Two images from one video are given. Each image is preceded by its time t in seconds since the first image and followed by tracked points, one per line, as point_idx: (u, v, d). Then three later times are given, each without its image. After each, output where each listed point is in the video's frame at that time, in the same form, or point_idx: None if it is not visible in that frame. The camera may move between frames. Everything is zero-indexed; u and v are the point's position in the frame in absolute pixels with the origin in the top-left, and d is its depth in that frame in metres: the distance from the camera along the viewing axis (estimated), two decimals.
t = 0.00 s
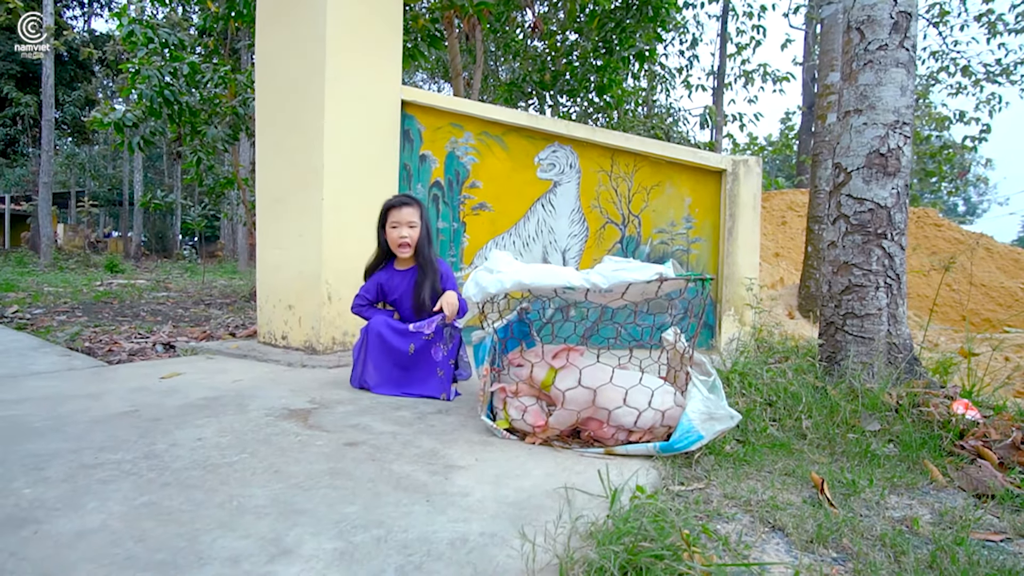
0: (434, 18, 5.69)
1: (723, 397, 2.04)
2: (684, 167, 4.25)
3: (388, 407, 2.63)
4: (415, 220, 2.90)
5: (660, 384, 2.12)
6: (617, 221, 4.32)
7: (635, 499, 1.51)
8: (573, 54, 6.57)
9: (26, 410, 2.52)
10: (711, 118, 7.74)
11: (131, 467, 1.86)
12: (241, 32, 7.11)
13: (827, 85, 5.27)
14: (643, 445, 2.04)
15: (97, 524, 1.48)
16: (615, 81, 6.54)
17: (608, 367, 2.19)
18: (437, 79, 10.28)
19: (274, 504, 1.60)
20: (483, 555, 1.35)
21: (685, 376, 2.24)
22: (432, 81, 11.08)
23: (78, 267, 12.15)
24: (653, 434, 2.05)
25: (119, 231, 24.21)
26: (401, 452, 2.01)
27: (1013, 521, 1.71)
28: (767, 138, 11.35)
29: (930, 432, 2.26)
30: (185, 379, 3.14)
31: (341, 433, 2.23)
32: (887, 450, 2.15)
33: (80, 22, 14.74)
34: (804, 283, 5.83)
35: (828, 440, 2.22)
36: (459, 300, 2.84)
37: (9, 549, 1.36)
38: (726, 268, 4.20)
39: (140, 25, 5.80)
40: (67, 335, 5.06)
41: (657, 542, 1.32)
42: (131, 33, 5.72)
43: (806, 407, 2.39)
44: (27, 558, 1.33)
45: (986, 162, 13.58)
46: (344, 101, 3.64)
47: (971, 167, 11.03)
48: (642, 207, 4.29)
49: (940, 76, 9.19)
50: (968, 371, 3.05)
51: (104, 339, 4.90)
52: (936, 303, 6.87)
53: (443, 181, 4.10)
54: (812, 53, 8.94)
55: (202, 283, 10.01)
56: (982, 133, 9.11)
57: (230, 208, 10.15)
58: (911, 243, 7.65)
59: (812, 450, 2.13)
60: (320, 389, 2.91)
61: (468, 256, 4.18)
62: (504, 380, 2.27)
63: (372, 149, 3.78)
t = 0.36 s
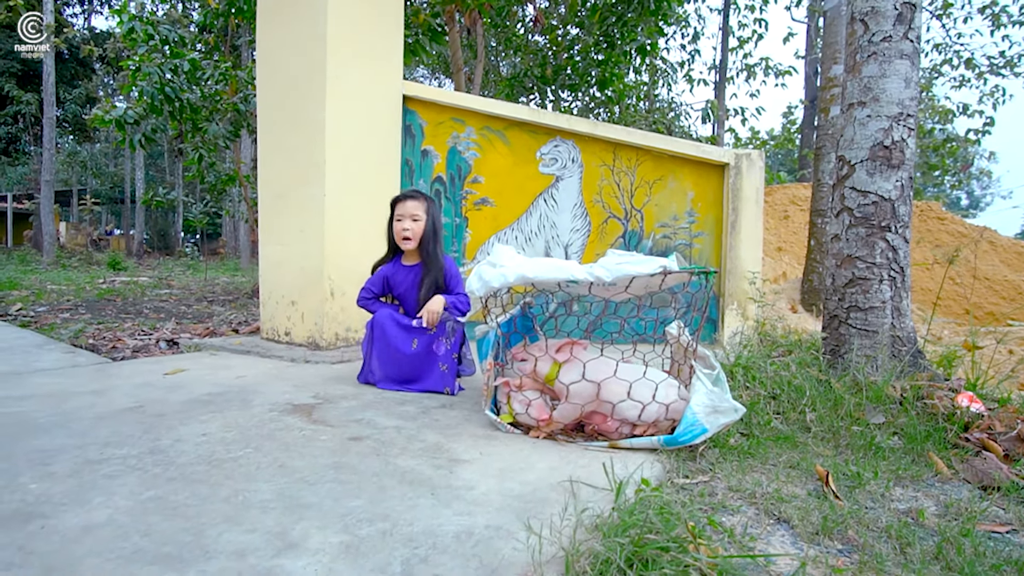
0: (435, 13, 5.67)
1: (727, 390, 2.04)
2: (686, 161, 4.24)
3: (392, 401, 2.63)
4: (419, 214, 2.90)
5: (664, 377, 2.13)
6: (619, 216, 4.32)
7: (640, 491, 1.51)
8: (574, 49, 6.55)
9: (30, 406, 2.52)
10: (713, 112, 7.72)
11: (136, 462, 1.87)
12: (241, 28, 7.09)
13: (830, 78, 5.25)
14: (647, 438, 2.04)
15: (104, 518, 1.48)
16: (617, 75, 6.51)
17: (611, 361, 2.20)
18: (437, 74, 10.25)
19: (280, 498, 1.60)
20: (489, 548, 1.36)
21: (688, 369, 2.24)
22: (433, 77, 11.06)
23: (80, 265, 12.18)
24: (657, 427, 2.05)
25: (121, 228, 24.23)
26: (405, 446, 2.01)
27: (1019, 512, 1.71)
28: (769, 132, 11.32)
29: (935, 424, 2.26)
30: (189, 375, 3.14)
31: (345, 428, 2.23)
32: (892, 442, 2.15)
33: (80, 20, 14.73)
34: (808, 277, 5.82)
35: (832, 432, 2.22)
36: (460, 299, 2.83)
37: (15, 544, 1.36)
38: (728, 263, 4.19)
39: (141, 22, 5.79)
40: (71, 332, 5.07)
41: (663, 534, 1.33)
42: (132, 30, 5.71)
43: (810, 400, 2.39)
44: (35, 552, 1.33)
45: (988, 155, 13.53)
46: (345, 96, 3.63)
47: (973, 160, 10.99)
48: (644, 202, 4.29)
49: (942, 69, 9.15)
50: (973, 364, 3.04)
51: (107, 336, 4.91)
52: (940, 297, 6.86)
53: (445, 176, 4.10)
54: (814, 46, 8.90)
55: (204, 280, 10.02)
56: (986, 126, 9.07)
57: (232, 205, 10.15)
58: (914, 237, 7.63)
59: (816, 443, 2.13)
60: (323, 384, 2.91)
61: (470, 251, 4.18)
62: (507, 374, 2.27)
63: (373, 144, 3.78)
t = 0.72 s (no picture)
0: (434, 11, 5.67)
1: (728, 387, 2.04)
2: (685, 158, 4.24)
3: (392, 400, 2.63)
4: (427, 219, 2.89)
5: (665, 374, 2.13)
6: (618, 214, 4.31)
7: (640, 487, 1.51)
8: (573, 46, 6.55)
9: (30, 406, 2.52)
10: (712, 109, 7.72)
11: (136, 462, 1.87)
12: (239, 28, 7.09)
13: (829, 74, 5.25)
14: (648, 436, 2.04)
15: (104, 518, 1.48)
16: (616, 73, 6.38)
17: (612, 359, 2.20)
18: (436, 74, 10.26)
19: (279, 497, 1.60)
20: (489, 545, 1.35)
21: (689, 366, 2.24)
22: (432, 76, 11.06)
23: (80, 266, 12.18)
24: (657, 425, 2.05)
25: (120, 229, 24.23)
26: (405, 444, 2.01)
27: (1020, 507, 1.71)
28: (768, 130, 11.33)
29: (936, 420, 2.26)
30: (189, 375, 3.14)
31: (345, 427, 2.23)
32: (893, 438, 2.15)
33: (77, 20, 14.72)
34: (807, 274, 5.82)
35: (832, 429, 2.22)
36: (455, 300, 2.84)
37: (15, 544, 1.36)
38: (728, 260, 4.19)
39: (138, 22, 5.78)
40: (71, 332, 5.08)
41: (664, 531, 1.32)
42: (129, 29, 5.69)
43: (811, 397, 2.39)
44: (35, 551, 1.33)
45: (988, 152, 13.53)
46: (344, 94, 3.62)
47: (972, 157, 10.99)
48: (643, 199, 4.28)
49: (941, 66, 9.15)
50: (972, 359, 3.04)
51: (107, 337, 4.91)
52: (939, 293, 6.87)
53: (444, 175, 4.10)
54: (812, 43, 8.90)
55: (204, 280, 10.02)
56: (985, 122, 9.06)
57: (231, 205, 10.14)
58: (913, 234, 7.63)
59: (816, 439, 2.13)
60: (323, 383, 2.91)
61: (470, 250, 4.19)
62: (507, 372, 2.27)
63: (372, 143, 3.77)
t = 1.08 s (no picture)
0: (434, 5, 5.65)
1: (727, 381, 2.05)
2: (685, 154, 4.24)
3: (391, 394, 2.63)
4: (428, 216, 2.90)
5: (664, 368, 2.13)
6: (618, 209, 4.31)
7: (640, 482, 1.51)
8: (573, 41, 6.54)
9: (28, 399, 2.52)
10: (711, 105, 7.71)
11: (136, 455, 1.87)
12: (238, 22, 7.06)
13: (829, 71, 5.25)
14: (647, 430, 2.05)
15: (104, 510, 1.48)
16: (616, 68, 6.47)
17: (611, 353, 2.20)
18: (435, 69, 10.24)
19: (280, 490, 1.60)
20: (490, 538, 1.36)
21: (688, 361, 2.25)
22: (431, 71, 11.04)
23: (77, 260, 12.15)
24: (657, 419, 2.06)
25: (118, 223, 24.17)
26: (405, 438, 2.02)
27: (1017, 503, 1.72)
28: (767, 127, 11.33)
29: (934, 416, 2.26)
30: (187, 369, 3.14)
31: (345, 420, 2.23)
32: (891, 434, 2.16)
33: (74, 13, 14.66)
34: (806, 271, 5.83)
35: (831, 425, 2.23)
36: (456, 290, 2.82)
37: (15, 535, 1.36)
38: (727, 256, 4.19)
39: (136, 14, 5.74)
40: (68, 326, 5.07)
41: (664, 524, 1.33)
42: (127, 21, 5.66)
43: (809, 392, 2.40)
44: (35, 543, 1.33)
45: (986, 151, 13.55)
46: (343, 87, 3.62)
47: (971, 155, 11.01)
48: (643, 195, 4.28)
49: (941, 63, 9.15)
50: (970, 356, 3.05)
51: (105, 331, 4.90)
52: (937, 291, 6.88)
53: (443, 170, 4.09)
54: (812, 40, 8.89)
55: (201, 275, 10.00)
56: (984, 121, 9.08)
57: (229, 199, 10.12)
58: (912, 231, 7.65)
59: (815, 434, 2.14)
60: (322, 377, 2.91)
61: (469, 245, 4.19)
62: (507, 366, 2.27)
63: (371, 137, 3.77)
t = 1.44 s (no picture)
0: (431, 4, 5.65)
1: (725, 381, 2.06)
2: (682, 154, 4.24)
3: (389, 394, 2.62)
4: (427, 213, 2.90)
5: (662, 368, 2.13)
6: (615, 209, 4.31)
7: (638, 481, 1.51)
8: (570, 41, 6.54)
9: (23, 400, 2.50)
10: (708, 105, 7.73)
11: (132, 455, 1.86)
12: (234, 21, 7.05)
13: (826, 71, 5.26)
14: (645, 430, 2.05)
15: (100, 510, 1.47)
16: (613, 68, 6.48)
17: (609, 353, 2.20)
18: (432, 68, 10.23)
19: (277, 490, 1.60)
20: (488, 538, 1.36)
21: (685, 361, 2.25)
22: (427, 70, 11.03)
23: (72, 259, 12.10)
24: (654, 419, 2.06)
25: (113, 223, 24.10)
26: (403, 438, 2.01)
27: (1013, 502, 1.73)
28: (763, 127, 11.36)
29: (930, 415, 2.27)
30: (184, 369, 3.13)
31: (342, 420, 2.23)
32: (887, 433, 2.16)
33: (69, 12, 14.60)
34: (802, 271, 5.84)
35: (828, 424, 2.23)
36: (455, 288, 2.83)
37: (10, 536, 1.35)
38: (724, 256, 4.19)
39: (131, 12, 5.72)
40: (63, 326, 5.05)
41: (663, 523, 1.34)
42: (122, 20, 5.63)
43: (807, 392, 2.40)
44: (31, 544, 1.33)
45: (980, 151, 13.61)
46: (341, 86, 3.61)
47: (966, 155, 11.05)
48: (640, 195, 4.29)
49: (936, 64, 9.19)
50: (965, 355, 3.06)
51: (100, 331, 4.88)
52: (933, 291, 6.91)
53: (440, 169, 4.09)
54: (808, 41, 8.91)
55: (197, 274, 9.98)
56: (978, 121, 9.12)
57: (225, 199, 10.10)
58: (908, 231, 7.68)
59: (812, 434, 2.15)
60: (319, 377, 2.90)
61: (466, 244, 4.19)
62: (504, 366, 2.27)
63: (368, 136, 3.76)
